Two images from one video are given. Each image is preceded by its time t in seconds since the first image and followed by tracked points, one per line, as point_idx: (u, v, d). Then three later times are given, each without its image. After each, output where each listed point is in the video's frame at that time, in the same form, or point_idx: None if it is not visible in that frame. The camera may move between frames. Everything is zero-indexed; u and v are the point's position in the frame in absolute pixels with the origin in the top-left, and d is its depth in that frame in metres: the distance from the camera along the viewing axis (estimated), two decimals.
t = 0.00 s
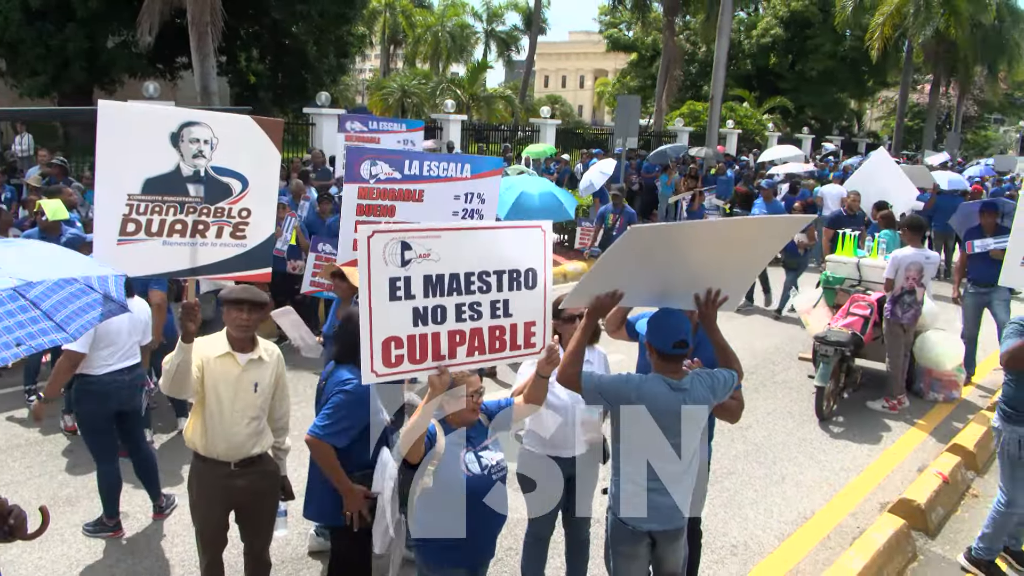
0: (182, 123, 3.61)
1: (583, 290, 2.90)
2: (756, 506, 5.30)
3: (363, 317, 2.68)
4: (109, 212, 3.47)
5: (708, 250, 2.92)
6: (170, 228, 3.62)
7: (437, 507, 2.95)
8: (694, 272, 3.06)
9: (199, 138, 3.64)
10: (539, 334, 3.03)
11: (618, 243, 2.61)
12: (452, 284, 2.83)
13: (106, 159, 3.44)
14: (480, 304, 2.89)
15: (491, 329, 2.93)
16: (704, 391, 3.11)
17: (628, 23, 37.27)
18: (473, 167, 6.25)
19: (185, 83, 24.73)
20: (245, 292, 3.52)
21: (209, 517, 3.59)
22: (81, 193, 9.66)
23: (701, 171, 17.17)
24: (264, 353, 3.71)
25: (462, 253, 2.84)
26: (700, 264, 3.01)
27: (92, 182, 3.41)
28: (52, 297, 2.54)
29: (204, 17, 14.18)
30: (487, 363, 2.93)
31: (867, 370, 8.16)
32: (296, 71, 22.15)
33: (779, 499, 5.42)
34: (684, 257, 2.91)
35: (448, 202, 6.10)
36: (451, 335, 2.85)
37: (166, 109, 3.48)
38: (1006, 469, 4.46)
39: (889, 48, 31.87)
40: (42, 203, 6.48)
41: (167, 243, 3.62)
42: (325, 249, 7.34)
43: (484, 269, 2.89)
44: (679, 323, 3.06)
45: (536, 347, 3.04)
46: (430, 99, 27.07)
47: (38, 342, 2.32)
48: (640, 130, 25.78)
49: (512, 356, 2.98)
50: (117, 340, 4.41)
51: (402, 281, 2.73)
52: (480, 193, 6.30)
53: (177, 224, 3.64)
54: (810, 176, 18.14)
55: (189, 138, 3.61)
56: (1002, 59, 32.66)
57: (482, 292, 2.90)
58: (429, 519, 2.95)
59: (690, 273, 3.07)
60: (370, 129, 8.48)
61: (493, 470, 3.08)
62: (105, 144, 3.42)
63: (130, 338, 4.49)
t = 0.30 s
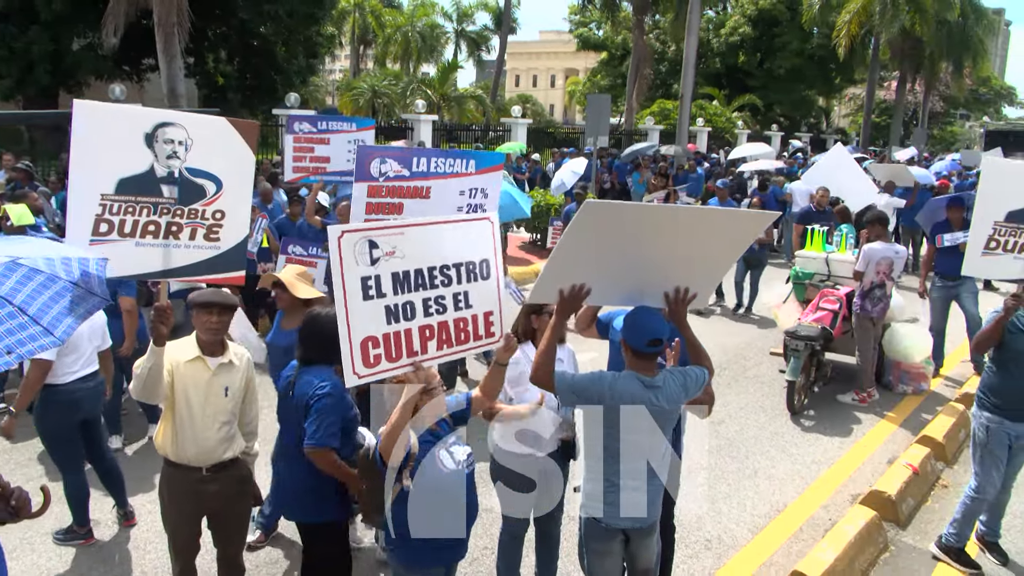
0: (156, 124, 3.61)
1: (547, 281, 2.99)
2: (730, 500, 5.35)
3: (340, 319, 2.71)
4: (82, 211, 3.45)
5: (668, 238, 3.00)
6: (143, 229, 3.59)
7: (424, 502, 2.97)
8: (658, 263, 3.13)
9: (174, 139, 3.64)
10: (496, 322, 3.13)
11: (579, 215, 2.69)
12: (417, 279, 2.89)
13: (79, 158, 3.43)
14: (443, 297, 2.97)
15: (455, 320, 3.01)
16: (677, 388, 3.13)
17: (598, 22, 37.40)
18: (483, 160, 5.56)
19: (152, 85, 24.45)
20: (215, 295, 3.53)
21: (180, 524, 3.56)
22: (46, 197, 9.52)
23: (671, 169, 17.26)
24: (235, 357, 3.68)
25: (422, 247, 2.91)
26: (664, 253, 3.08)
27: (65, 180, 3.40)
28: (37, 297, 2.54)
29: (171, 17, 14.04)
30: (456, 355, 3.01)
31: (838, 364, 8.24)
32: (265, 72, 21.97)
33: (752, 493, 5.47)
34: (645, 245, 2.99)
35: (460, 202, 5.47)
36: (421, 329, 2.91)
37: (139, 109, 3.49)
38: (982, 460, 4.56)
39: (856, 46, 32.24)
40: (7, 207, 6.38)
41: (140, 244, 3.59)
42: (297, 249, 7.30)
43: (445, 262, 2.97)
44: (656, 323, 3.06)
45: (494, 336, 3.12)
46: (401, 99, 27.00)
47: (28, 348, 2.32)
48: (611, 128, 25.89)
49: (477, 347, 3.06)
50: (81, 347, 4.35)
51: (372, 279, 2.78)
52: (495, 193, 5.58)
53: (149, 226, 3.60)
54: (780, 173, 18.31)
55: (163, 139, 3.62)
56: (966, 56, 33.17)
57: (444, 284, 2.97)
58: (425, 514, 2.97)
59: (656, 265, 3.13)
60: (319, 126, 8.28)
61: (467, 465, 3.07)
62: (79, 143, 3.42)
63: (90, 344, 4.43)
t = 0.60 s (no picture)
0: (121, 123, 3.56)
1: (517, 280, 2.99)
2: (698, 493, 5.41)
3: (315, 321, 2.76)
4: (46, 212, 3.40)
5: (637, 238, 3.00)
6: (108, 229, 3.55)
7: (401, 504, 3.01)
8: (629, 261, 3.12)
9: (139, 138, 3.59)
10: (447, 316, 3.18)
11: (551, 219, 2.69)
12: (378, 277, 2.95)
13: (42, 157, 3.38)
14: (399, 294, 3.02)
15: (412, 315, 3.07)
16: (645, 382, 3.15)
17: (565, 19, 37.50)
18: (486, 167, 5.96)
19: (115, 84, 24.13)
20: (180, 295, 3.48)
21: (149, 528, 3.53)
22: (6, 198, 9.37)
23: (639, 165, 17.35)
24: (201, 357, 3.65)
25: (378, 247, 2.96)
26: (636, 252, 3.08)
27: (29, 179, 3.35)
28: (31, 287, 2.58)
29: (133, 15, 13.89)
30: (419, 350, 3.07)
31: (804, 356, 8.35)
32: (230, 70, 21.75)
33: (722, 485, 5.54)
34: (615, 244, 2.99)
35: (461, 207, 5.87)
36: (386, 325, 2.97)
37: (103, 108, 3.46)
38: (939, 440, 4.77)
39: (820, 42, 32.61)
40: None
41: (105, 245, 3.55)
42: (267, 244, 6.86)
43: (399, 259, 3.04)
44: (622, 316, 3.09)
45: (443, 331, 3.16)
46: (368, 97, 26.90)
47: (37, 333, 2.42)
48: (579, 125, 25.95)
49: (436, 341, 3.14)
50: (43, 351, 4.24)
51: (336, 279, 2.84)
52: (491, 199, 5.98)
53: (115, 226, 3.56)
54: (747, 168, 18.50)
55: (129, 138, 3.57)
56: (929, 52, 33.70)
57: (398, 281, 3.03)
58: (423, 512, 3.06)
59: (625, 263, 3.13)
60: (265, 122, 8.23)
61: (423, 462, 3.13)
62: (41, 141, 3.36)
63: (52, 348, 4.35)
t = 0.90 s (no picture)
0: (81, 121, 3.51)
1: (487, 276, 2.99)
2: (671, 488, 5.45)
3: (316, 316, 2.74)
4: (7, 212, 3.37)
5: (606, 236, 3.01)
6: (72, 229, 3.51)
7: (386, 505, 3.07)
8: (597, 261, 3.15)
9: (101, 136, 3.54)
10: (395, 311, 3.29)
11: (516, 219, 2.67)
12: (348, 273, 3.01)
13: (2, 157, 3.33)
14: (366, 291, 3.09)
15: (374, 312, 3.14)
16: (616, 379, 3.17)
17: (535, 17, 37.53)
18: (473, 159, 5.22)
19: (80, 85, 23.78)
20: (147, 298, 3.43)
21: (118, 532, 3.50)
22: None
23: (610, 162, 17.42)
24: (170, 359, 3.62)
25: (345, 241, 3.03)
26: (603, 253, 3.11)
27: None
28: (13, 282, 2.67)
29: (97, 15, 13.71)
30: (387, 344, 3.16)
31: (774, 350, 8.43)
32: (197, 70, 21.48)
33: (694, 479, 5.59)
34: (585, 244, 3.01)
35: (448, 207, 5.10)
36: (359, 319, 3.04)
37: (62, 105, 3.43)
38: (906, 432, 4.86)
39: (787, 39, 32.92)
40: None
41: (69, 245, 3.51)
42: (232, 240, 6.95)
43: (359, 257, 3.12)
44: (591, 313, 3.11)
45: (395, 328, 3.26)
46: (337, 95, 26.75)
47: (24, 317, 2.57)
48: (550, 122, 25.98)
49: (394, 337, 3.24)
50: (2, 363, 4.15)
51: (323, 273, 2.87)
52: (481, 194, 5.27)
53: (78, 226, 3.53)
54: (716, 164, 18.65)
55: (90, 136, 3.52)
56: (894, 48, 34.12)
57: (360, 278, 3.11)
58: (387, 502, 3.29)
59: (592, 262, 3.15)
60: (214, 122, 8.28)
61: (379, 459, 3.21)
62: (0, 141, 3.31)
63: (18, 353, 4.26)
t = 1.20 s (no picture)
0: (55, 120, 3.64)
1: (459, 278, 3.02)
2: (647, 487, 5.48)
3: (321, 304, 2.94)
4: None
5: (574, 234, 3.05)
6: (47, 228, 3.62)
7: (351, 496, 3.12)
8: (570, 258, 3.18)
9: (76, 134, 3.68)
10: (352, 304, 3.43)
11: (480, 217, 2.73)
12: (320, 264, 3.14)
13: None
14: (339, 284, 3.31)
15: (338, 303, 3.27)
16: (590, 379, 3.18)
17: (511, 19, 37.59)
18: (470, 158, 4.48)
19: (50, 85, 23.46)
20: (121, 300, 3.40)
21: (91, 534, 3.47)
22: None
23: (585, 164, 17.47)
24: (145, 362, 3.59)
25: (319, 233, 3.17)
26: (575, 250, 3.14)
27: None
28: None
29: (69, 15, 13.56)
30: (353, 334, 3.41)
31: (749, 351, 8.49)
32: (170, 71, 21.28)
33: (669, 479, 5.62)
34: (557, 241, 3.04)
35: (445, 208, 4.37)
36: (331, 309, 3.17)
37: (38, 105, 3.55)
38: (876, 434, 4.90)
39: (761, 41, 33.22)
40: None
41: (44, 244, 3.61)
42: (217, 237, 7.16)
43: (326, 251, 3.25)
44: (563, 315, 3.12)
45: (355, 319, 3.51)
46: (312, 96, 26.62)
47: None
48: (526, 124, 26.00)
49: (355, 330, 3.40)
50: None
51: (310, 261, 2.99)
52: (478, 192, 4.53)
53: (53, 225, 3.63)
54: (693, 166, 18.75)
55: (65, 135, 3.66)
56: (867, 51, 34.53)
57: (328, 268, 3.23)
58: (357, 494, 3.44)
59: (565, 258, 3.17)
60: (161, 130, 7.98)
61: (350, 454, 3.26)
62: None
63: None
